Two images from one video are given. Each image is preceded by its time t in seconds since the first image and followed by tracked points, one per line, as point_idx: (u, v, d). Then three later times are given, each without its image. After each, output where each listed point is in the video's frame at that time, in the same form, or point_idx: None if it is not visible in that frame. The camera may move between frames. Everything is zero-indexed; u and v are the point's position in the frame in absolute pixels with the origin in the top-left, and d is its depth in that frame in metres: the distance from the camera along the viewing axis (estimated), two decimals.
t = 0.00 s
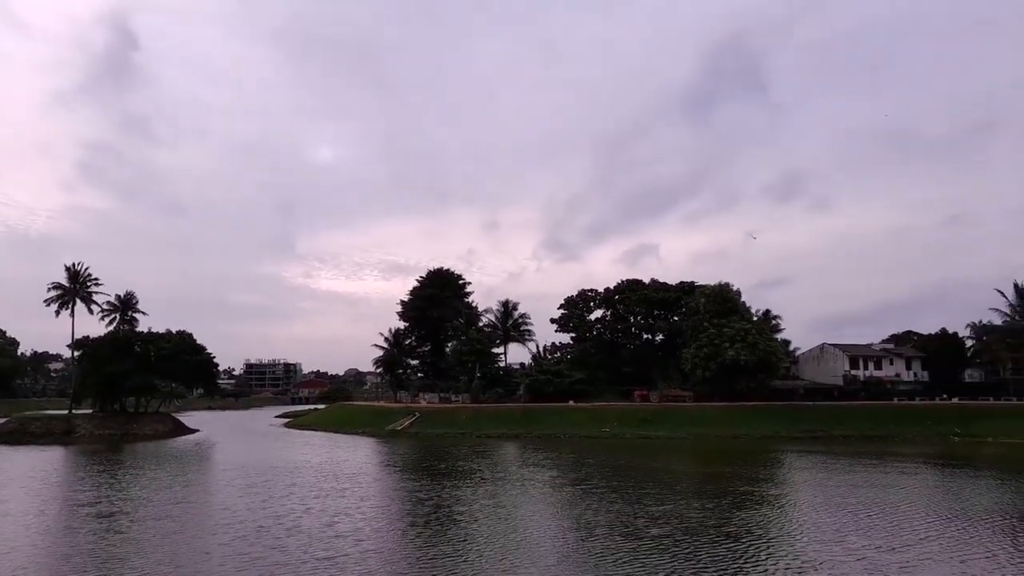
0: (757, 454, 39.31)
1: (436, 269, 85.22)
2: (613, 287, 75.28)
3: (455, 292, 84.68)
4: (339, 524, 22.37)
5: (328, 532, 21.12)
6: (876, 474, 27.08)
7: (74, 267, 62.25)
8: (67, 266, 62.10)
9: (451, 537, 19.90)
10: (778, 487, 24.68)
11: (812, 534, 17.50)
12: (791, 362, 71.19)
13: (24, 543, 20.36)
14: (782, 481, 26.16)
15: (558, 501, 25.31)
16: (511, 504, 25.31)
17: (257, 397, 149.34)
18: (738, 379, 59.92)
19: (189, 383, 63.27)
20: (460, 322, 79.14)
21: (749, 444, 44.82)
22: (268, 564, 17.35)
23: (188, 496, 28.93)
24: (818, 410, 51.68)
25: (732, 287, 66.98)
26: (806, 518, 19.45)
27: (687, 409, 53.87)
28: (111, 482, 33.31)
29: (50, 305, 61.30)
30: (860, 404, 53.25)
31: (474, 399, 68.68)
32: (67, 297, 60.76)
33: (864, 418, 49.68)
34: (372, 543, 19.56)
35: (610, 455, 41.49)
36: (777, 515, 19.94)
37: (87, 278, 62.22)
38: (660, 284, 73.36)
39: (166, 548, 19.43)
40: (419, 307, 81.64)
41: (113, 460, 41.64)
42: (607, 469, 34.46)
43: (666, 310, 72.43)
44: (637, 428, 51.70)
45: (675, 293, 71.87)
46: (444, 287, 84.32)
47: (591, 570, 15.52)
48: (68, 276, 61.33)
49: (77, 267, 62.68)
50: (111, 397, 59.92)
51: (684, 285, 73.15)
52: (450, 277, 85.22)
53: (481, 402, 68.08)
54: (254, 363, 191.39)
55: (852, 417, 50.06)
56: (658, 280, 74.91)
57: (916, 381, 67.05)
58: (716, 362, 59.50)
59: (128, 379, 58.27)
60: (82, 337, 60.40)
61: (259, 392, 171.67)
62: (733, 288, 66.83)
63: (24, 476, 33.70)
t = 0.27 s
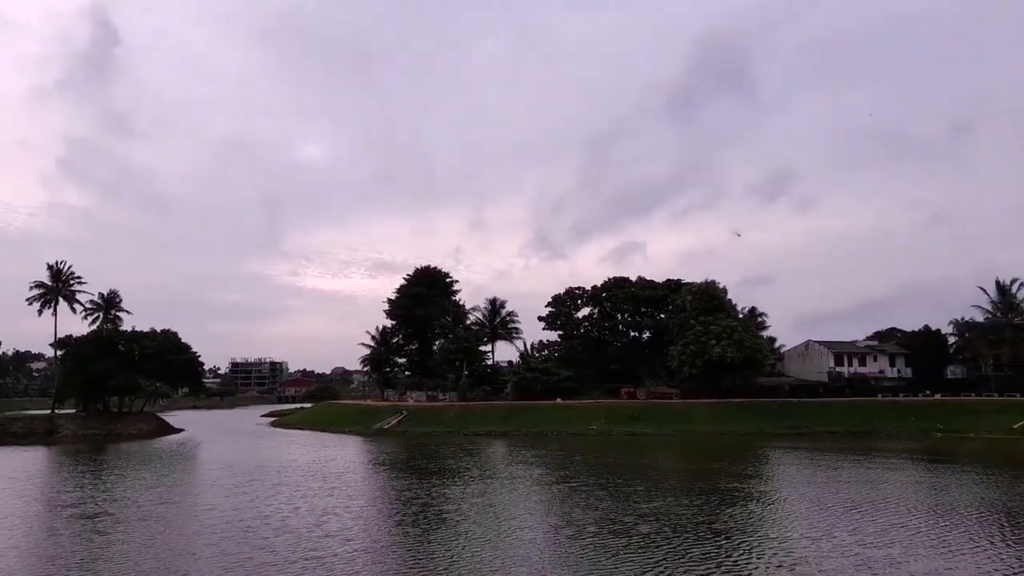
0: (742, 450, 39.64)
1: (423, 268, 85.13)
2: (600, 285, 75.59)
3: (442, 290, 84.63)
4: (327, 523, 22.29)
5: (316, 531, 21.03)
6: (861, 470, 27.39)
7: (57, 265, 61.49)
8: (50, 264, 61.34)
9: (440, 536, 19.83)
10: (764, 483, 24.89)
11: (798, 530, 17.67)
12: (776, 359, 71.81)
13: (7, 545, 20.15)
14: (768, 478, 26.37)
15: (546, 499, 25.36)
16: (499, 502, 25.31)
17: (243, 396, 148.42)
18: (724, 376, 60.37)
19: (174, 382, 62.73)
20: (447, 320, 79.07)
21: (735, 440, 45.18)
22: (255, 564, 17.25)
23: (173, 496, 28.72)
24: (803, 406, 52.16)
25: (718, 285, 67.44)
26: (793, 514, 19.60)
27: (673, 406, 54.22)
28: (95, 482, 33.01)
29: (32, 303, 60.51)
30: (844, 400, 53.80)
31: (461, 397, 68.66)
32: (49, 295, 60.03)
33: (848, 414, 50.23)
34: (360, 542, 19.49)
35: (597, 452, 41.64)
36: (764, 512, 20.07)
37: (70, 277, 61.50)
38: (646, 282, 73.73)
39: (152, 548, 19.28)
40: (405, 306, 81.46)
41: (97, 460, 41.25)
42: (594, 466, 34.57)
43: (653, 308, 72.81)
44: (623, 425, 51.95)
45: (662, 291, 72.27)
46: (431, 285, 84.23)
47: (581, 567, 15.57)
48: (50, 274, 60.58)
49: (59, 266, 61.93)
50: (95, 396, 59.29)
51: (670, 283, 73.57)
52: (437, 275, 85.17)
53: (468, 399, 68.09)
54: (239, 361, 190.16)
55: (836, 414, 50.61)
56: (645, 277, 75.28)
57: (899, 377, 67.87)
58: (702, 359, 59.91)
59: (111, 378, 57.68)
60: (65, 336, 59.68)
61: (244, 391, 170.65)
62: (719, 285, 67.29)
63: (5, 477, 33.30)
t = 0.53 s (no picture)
0: (724, 446, 40.04)
1: (409, 262, 85.04)
2: (585, 281, 75.95)
3: (428, 285, 84.53)
4: (312, 519, 22.25)
5: (301, 527, 20.98)
6: (842, 466, 27.81)
7: (36, 258, 60.53)
8: (29, 256, 60.38)
9: (425, 531, 19.84)
10: (747, 479, 25.18)
11: (781, 525, 17.92)
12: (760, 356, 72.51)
13: None
14: (750, 473, 26.69)
15: (531, 494, 25.48)
16: (484, 497, 25.39)
17: (225, 390, 147.27)
18: (707, 373, 60.87)
19: (155, 376, 62.08)
20: (432, 316, 78.99)
21: (718, 436, 45.61)
22: (240, 559, 17.18)
23: (155, 492, 28.47)
24: (784, 403, 52.82)
25: (702, 282, 67.92)
26: (775, 509, 19.86)
27: (658, 402, 54.59)
28: (76, 477, 32.65)
29: (10, 296, 59.53)
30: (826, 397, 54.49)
31: (446, 392, 68.61)
32: (29, 288, 59.10)
33: (830, 410, 50.87)
34: (345, 537, 19.46)
35: (582, 447, 41.83)
36: (748, 507, 20.31)
37: (50, 270, 60.58)
38: (632, 279, 74.09)
39: (135, 544, 19.12)
40: (391, 300, 81.24)
41: (77, 455, 40.76)
42: (579, 462, 34.75)
43: (638, 305, 73.21)
44: (608, 421, 52.23)
45: (647, 287, 72.67)
46: (416, 280, 84.06)
47: (566, 562, 15.70)
48: (29, 267, 59.64)
49: (39, 258, 60.97)
50: (75, 391, 58.54)
51: (655, 279, 74.00)
52: (422, 270, 85.05)
53: (453, 395, 68.07)
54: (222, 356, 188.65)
55: (817, 410, 51.24)
56: (630, 274, 75.64)
57: (880, 374, 68.79)
58: (686, 356, 60.36)
59: (92, 372, 56.97)
60: (44, 330, 58.80)
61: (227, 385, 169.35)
62: (703, 282, 67.77)
63: None
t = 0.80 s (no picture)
0: (717, 440, 40.20)
1: (403, 256, 85.04)
2: (580, 276, 76.09)
3: (422, 279, 84.49)
4: (307, 513, 22.22)
5: (295, 521, 20.94)
6: (835, 459, 27.96)
7: (28, 251, 60.12)
8: (21, 249, 59.97)
9: (420, 525, 19.87)
10: (741, 473, 25.27)
11: (774, 519, 18.00)
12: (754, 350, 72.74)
13: None
14: (743, 467, 26.81)
15: (526, 488, 25.51)
16: (479, 491, 25.44)
17: (219, 384, 146.91)
18: (701, 367, 61.03)
19: (148, 370, 61.81)
20: (426, 309, 78.92)
21: (711, 430, 45.76)
22: (234, 553, 17.14)
23: (149, 486, 28.36)
24: (778, 397, 53.11)
25: (697, 276, 68.02)
26: (769, 503, 19.97)
27: (652, 396, 54.71)
28: (68, 471, 32.51)
29: (2, 289, 59.22)
30: (819, 390, 54.80)
31: (440, 386, 68.57)
32: (21, 281, 58.73)
33: (823, 405, 51.06)
34: (339, 531, 19.43)
35: (576, 441, 41.90)
36: (742, 501, 20.42)
37: (41, 263, 60.18)
38: (626, 273, 74.16)
39: (128, 538, 19.06)
40: (385, 294, 81.15)
41: (69, 448, 40.60)
42: (573, 455, 34.82)
43: (632, 299, 73.31)
44: (602, 414, 52.32)
45: (641, 281, 72.75)
46: (411, 274, 83.99)
47: (561, 556, 15.74)
48: (21, 260, 59.26)
49: (31, 251, 60.57)
50: (67, 384, 58.28)
51: (650, 274, 74.09)
52: (417, 263, 84.98)
53: (447, 389, 68.05)
54: (216, 349, 188.13)
55: (810, 404, 51.46)
56: (624, 268, 75.71)
57: (873, 368, 69.17)
58: (680, 350, 60.50)
59: (84, 365, 56.70)
60: (36, 323, 58.51)
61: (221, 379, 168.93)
62: (698, 276, 67.88)
63: None
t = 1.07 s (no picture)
0: (716, 429, 40.29)
1: (403, 246, 84.98)
2: (579, 266, 76.05)
3: (422, 269, 84.50)
4: (309, 502, 22.34)
5: (297, 510, 21.07)
6: (834, 449, 28.08)
7: (27, 241, 60.02)
8: (20, 240, 59.86)
9: (421, 515, 19.94)
10: (740, 462, 25.39)
11: (773, 508, 18.11)
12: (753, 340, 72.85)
13: None
14: (742, 456, 26.95)
15: (526, 478, 25.63)
16: (480, 481, 25.52)
17: (219, 375, 147.17)
18: (700, 357, 61.13)
19: (148, 360, 61.84)
20: (426, 300, 78.92)
21: (710, 420, 45.86)
22: (237, 542, 17.27)
23: (150, 475, 28.47)
24: (777, 387, 53.23)
25: (696, 266, 67.98)
26: (769, 493, 20.03)
27: (650, 386, 54.89)
28: (69, 461, 32.60)
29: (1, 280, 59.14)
30: (818, 380, 54.94)
31: (439, 376, 68.67)
32: (20, 272, 58.66)
33: (821, 394, 51.22)
34: (340, 521, 19.56)
35: (575, 431, 42.05)
36: (743, 490, 20.47)
37: (41, 253, 60.09)
38: (626, 263, 74.17)
39: (132, 527, 19.21)
40: (384, 284, 81.17)
41: (70, 438, 40.69)
42: (573, 445, 34.96)
43: (631, 289, 73.34)
44: (601, 404, 52.45)
45: (641, 272, 72.76)
46: (410, 264, 83.99)
47: (562, 545, 15.84)
48: (20, 250, 59.17)
49: (30, 241, 60.46)
50: (67, 374, 58.31)
51: (649, 264, 74.07)
52: (416, 254, 84.95)
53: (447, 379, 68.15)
54: (216, 340, 188.47)
55: (809, 394, 51.62)
56: (624, 258, 75.68)
57: (871, 357, 69.33)
58: (679, 340, 60.61)
59: (84, 356, 56.69)
60: (35, 313, 58.47)
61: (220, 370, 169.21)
62: (697, 266, 67.85)
63: None
